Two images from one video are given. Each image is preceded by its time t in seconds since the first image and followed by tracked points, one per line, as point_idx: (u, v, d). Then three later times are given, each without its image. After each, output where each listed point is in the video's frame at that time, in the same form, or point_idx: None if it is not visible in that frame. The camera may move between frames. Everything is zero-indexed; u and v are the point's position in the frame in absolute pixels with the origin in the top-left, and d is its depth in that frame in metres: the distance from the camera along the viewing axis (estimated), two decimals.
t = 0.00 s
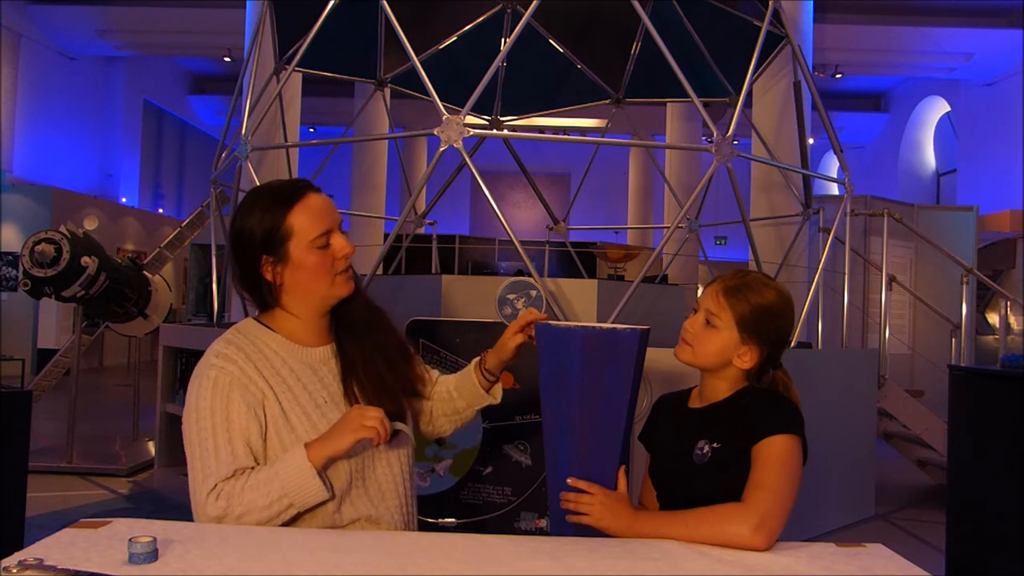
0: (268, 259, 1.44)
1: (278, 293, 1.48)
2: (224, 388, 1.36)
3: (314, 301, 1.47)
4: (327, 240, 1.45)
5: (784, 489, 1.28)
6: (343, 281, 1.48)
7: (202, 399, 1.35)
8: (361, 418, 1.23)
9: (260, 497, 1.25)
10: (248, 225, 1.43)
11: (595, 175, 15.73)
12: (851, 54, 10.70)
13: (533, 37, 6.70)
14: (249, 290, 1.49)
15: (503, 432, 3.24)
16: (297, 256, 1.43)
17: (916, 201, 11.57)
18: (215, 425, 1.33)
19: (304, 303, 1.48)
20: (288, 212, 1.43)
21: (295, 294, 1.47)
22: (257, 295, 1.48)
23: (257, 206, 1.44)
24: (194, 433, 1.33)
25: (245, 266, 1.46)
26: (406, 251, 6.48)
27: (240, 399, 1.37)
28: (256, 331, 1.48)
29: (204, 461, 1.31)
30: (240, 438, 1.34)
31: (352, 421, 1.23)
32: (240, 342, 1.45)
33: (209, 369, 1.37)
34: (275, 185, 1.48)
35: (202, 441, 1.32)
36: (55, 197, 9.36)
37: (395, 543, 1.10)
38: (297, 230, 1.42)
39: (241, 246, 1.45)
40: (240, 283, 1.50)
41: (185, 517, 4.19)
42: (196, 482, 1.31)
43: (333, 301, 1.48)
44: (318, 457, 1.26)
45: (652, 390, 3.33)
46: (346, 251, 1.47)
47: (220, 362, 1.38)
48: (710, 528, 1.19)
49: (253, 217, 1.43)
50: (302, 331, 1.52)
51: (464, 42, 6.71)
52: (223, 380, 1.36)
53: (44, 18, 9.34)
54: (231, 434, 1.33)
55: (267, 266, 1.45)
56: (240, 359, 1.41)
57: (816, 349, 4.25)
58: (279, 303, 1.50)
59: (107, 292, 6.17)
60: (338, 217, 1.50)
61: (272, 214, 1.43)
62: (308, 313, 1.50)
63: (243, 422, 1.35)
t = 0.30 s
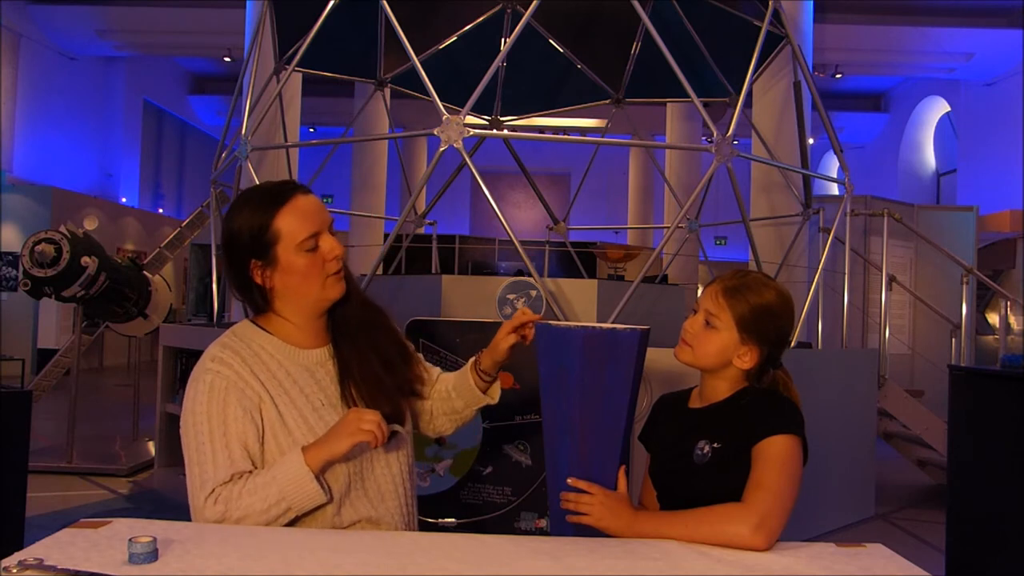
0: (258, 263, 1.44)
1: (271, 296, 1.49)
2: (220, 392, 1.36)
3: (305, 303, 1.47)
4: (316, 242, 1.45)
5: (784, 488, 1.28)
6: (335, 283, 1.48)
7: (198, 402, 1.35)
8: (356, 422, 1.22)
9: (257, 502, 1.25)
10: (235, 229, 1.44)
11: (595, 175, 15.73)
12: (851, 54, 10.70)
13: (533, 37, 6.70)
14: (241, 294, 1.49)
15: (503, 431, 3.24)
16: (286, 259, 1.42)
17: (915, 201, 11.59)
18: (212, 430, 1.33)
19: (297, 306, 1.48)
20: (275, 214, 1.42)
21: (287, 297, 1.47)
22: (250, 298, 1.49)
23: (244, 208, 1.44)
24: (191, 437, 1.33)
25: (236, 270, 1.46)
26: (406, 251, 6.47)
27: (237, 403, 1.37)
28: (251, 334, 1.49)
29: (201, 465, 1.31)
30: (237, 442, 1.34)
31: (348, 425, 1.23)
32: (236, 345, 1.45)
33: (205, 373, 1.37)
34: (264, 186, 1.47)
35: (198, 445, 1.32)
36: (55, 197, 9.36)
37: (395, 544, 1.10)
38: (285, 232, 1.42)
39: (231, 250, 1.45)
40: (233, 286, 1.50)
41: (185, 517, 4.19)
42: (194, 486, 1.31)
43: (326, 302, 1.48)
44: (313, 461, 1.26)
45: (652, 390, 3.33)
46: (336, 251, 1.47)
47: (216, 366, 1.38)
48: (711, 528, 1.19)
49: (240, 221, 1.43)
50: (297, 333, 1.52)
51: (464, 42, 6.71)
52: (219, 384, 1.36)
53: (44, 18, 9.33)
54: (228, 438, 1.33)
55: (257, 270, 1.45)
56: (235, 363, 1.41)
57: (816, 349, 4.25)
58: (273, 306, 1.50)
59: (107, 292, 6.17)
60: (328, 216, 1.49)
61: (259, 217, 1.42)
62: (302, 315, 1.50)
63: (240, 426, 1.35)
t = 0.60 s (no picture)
0: (253, 265, 1.44)
1: (268, 297, 1.49)
2: (217, 394, 1.36)
3: (301, 305, 1.47)
4: (311, 243, 1.44)
5: (784, 489, 1.28)
6: (332, 283, 1.47)
7: (195, 404, 1.35)
8: (352, 427, 1.22)
9: (255, 504, 1.25)
10: (230, 231, 1.44)
11: (595, 175, 15.74)
12: (851, 54, 10.70)
13: (533, 37, 6.71)
14: (239, 295, 1.50)
15: (503, 431, 3.24)
16: (280, 260, 1.42)
17: (915, 201, 11.60)
18: (210, 431, 1.33)
19: (294, 308, 1.47)
20: (270, 216, 1.43)
21: (284, 299, 1.47)
22: (247, 299, 1.49)
23: (239, 209, 1.44)
24: (188, 439, 1.33)
25: (233, 272, 1.47)
26: (406, 252, 6.47)
27: (234, 405, 1.37)
28: (249, 335, 1.49)
29: (198, 467, 1.31)
30: (235, 444, 1.34)
31: (345, 429, 1.23)
32: (234, 347, 1.45)
33: (202, 375, 1.37)
34: (260, 188, 1.47)
35: (195, 447, 1.32)
36: (55, 197, 9.36)
37: (395, 543, 1.10)
38: (279, 233, 1.42)
39: (227, 252, 1.45)
40: (230, 288, 1.51)
41: (185, 517, 4.19)
42: (191, 488, 1.31)
43: (323, 304, 1.47)
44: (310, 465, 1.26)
45: (652, 390, 3.33)
46: (331, 252, 1.47)
47: (213, 368, 1.38)
48: (711, 528, 1.19)
49: (236, 222, 1.43)
50: (295, 334, 1.53)
51: (464, 42, 6.72)
52: (216, 385, 1.36)
53: (44, 18, 9.33)
54: (225, 440, 1.33)
55: (253, 272, 1.45)
56: (233, 364, 1.41)
57: (816, 349, 4.24)
58: (270, 307, 1.51)
59: (107, 292, 6.17)
60: (324, 218, 1.48)
61: (254, 218, 1.43)
62: (300, 316, 1.50)
63: (237, 427, 1.35)
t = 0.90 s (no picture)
0: (250, 268, 1.45)
1: (266, 300, 1.50)
2: (218, 396, 1.36)
3: (298, 306, 1.47)
4: (307, 244, 1.44)
5: (784, 489, 1.28)
6: (330, 285, 1.48)
7: (195, 407, 1.34)
8: (352, 429, 1.22)
9: (255, 507, 1.25)
10: (226, 234, 1.44)
11: (595, 175, 15.74)
12: (851, 54, 10.70)
13: (533, 37, 6.71)
14: (237, 298, 1.50)
15: (503, 431, 3.24)
16: (276, 263, 1.42)
17: (915, 201, 11.59)
18: (210, 434, 1.33)
19: (292, 309, 1.48)
20: (265, 217, 1.42)
21: (282, 300, 1.47)
22: (246, 302, 1.50)
23: (233, 211, 1.44)
24: (189, 441, 1.33)
25: (229, 274, 1.47)
26: (406, 252, 6.48)
27: (234, 407, 1.37)
28: (248, 336, 1.50)
29: (199, 470, 1.31)
30: (235, 447, 1.34)
31: (345, 432, 1.23)
32: (234, 349, 1.46)
33: (202, 378, 1.37)
34: (255, 188, 1.47)
35: (196, 450, 1.32)
36: (56, 197, 9.36)
37: (395, 544, 1.10)
38: (275, 235, 1.42)
39: (223, 256, 1.45)
40: (228, 289, 1.51)
41: (185, 517, 4.20)
42: (192, 490, 1.31)
43: (321, 305, 1.48)
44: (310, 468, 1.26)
45: (652, 389, 3.34)
46: (327, 253, 1.46)
47: (213, 371, 1.38)
48: (711, 528, 1.19)
49: (231, 225, 1.43)
50: (294, 334, 1.53)
51: (464, 42, 6.72)
52: (216, 388, 1.36)
53: (44, 18, 9.33)
54: (225, 444, 1.33)
55: (249, 275, 1.46)
56: (233, 367, 1.41)
57: (816, 349, 4.24)
58: (269, 310, 1.52)
59: (107, 292, 6.17)
60: (320, 219, 1.48)
61: (248, 220, 1.43)
62: (299, 317, 1.51)
63: (238, 430, 1.35)
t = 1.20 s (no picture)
0: (248, 269, 1.45)
1: (265, 301, 1.50)
2: (217, 397, 1.36)
3: (297, 307, 1.48)
4: (305, 245, 1.44)
5: (784, 488, 1.28)
6: (329, 286, 1.47)
7: (195, 408, 1.35)
8: (353, 430, 1.22)
9: (254, 509, 1.25)
10: (224, 235, 1.44)
11: (595, 175, 15.74)
12: (851, 54, 10.69)
13: (533, 37, 6.72)
14: (237, 299, 1.50)
15: (503, 431, 3.23)
16: (275, 264, 1.42)
17: (915, 201, 11.59)
18: (209, 435, 1.33)
19: (291, 310, 1.48)
20: (263, 218, 1.42)
21: (280, 301, 1.47)
22: (245, 303, 1.50)
23: (231, 212, 1.44)
24: (188, 442, 1.33)
25: (228, 275, 1.47)
26: (406, 252, 6.47)
27: (234, 409, 1.37)
28: (248, 337, 1.50)
29: (198, 472, 1.31)
30: (234, 448, 1.34)
31: (346, 433, 1.23)
32: (233, 350, 1.46)
33: (202, 379, 1.37)
34: (254, 189, 1.47)
35: (195, 451, 1.32)
36: (55, 197, 9.35)
37: (395, 544, 1.10)
38: (272, 236, 1.42)
39: (223, 257, 1.45)
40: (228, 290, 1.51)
41: (185, 517, 4.20)
42: (191, 491, 1.31)
43: (320, 305, 1.48)
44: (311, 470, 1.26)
45: (652, 389, 3.35)
46: (326, 254, 1.46)
47: (213, 372, 1.38)
48: (711, 528, 1.19)
49: (229, 225, 1.43)
50: (293, 334, 1.54)
51: (464, 42, 6.72)
52: (216, 389, 1.37)
53: (44, 18, 9.33)
54: (224, 445, 1.33)
55: (248, 276, 1.46)
56: (232, 368, 1.41)
57: (816, 349, 4.24)
58: (269, 311, 1.52)
59: (107, 292, 6.17)
60: (318, 219, 1.48)
61: (246, 221, 1.42)
62: (297, 318, 1.51)
63: (237, 431, 1.35)
